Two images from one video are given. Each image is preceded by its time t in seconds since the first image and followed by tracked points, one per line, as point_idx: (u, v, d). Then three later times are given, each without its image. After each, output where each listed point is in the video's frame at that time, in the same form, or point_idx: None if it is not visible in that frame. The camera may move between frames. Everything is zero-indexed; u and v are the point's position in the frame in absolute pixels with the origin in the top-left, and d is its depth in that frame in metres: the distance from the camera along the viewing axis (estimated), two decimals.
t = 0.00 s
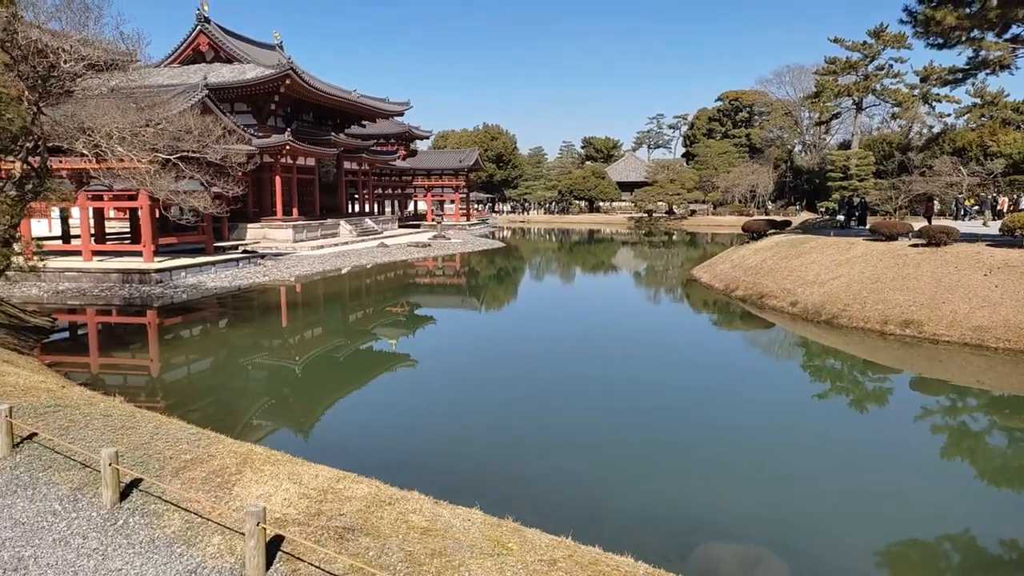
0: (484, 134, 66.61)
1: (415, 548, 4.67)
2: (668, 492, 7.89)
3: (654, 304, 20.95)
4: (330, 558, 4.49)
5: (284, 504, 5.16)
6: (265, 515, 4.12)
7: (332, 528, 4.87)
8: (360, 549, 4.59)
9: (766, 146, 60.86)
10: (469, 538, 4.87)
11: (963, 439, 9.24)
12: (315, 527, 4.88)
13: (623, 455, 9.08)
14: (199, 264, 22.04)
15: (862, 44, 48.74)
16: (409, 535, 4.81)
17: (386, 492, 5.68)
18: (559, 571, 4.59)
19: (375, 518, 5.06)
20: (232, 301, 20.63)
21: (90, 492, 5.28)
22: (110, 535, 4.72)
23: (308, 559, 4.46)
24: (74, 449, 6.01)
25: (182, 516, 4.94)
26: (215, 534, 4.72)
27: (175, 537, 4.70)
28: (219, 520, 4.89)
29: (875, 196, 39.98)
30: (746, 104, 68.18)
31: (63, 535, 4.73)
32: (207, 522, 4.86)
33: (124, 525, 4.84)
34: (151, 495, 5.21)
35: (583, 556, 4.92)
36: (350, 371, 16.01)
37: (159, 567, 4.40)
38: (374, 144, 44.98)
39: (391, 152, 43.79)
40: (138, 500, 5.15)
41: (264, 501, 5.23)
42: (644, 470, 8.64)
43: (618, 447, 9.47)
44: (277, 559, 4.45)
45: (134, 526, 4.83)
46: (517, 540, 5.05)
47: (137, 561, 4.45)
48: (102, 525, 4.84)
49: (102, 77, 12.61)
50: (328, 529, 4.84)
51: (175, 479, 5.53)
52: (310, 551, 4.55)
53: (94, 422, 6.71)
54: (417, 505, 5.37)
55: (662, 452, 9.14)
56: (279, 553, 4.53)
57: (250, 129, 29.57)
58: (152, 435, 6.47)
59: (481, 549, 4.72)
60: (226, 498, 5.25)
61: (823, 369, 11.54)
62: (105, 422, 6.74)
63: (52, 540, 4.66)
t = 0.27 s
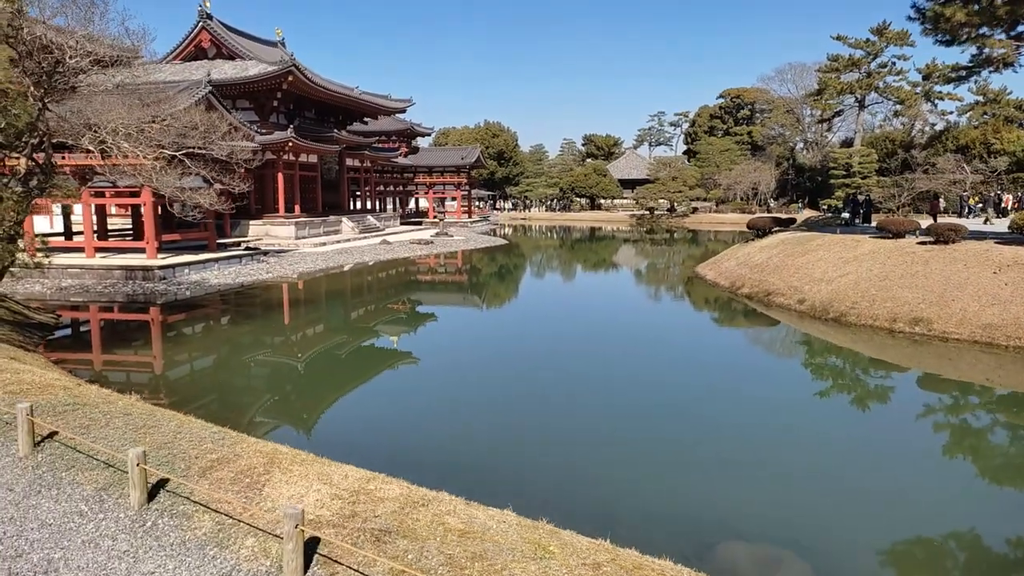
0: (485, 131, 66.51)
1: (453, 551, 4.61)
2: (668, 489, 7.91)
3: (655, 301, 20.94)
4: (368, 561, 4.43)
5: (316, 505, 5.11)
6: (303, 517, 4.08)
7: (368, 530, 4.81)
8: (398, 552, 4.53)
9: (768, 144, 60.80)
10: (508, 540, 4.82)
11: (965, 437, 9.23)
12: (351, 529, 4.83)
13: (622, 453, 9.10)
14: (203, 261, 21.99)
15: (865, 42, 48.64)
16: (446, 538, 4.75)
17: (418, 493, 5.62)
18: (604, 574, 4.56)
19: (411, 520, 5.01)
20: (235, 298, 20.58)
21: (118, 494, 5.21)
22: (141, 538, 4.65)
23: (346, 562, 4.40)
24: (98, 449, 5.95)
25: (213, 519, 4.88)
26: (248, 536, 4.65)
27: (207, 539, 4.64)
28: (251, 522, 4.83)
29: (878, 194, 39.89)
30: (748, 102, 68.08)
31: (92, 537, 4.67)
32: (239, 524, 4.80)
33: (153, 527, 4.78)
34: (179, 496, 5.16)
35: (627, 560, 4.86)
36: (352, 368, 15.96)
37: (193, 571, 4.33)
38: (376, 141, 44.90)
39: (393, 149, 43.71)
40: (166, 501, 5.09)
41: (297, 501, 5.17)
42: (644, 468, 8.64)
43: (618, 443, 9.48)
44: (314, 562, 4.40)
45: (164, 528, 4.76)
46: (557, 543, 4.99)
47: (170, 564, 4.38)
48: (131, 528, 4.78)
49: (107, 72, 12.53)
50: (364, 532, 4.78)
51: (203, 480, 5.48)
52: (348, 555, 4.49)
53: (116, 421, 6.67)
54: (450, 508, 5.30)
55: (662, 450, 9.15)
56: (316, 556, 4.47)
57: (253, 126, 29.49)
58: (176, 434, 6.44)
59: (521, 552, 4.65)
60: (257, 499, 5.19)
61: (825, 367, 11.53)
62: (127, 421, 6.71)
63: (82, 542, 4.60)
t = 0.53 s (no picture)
0: (485, 133, 66.45)
1: (496, 563, 4.54)
2: (667, 487, 7.97)
3: (655, 302, 20.97)
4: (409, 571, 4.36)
5: (351, 514, 5.04)
6: (344, 529, 3.97)
7: (406, 541, 4.74)
8: (439, 564, 4.45)
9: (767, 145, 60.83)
10: (551, 553, 4.75)
11: (965, 440, 9.24)
12: (388, 540, 4.76)
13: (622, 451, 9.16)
14: (204, 262, 21.96)
15: (865, 44, 48.69)
16: (487, 550, 4.68)
17: (450, 502, 5.57)
18: None
19: (449, 531, 4.93)
20: (237, 300, 20.52)
21: (146, 502, 5.13)
22: (172, 548, 4.58)
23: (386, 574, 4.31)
24: (122, 456, 5.91)
25: (246, 528, 4.81)
26: (283, 547, 4.56)
27: (241, 550, 4.56)
28: (284, 531, 4.75)
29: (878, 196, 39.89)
30: (747, 103, 68.14)
31: (123, 547, 4.59)
32: (272, 534, 4.72)
33: (184, 537, 4.71)
34: (209, 505, 5.10)
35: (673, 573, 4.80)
36: (352, 369, 15.92)
37: None
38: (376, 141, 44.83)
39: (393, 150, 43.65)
40: (196, 510, 5.03)
41: (331, 510, 5.10)
42: (643, 467, 8.70)
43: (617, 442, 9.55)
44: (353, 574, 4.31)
45: (196, 538, 4.69)
46: (601, 556, 4.93)
47: None
48: (162, 538, 4.71)
49: (112, 72, 12.46)
50: (402, 542, 4.71)
51: (232, 488, 5.42)
52: (387, 566, 4.40)
53: (137, 426, 6.65)
54: (488, 518, 5.25)
55: (662, 448, 9.21)
56: (354, 567, 4.38)
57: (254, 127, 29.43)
58: (199, 439, 6.44)
59: (566, 565, 4.58)
60: (288, 508, 5.12)
61: (825, 369, 11.55)
62: (149, 426, 6.69)
63: (113, 553, 4.53)
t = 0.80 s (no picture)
0: (482, 140, 66.58)
1: None
2: (667, 490, 8.07)
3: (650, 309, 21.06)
4: None
5: (386, 528, 4.99)
6: (386, 545, 3.89)
7: (443, 556, 4.68)
8: None
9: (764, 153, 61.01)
10: (590, 567, 4.72)
11: (963, 446, 9.30)
12: (425, 556, 4.70)
13: (621, 455, 9.28)
14: (204, 270, 21.95)
15: (861, 51, 48.93)
16: (527, 565, 4.63)
17: (483, 516, 5.54)
18: None
19: (487, 546, 4.88)
20: (237, 307, 20.47)
21: (174, 517, 5.08)
22: (203, 564, 4.52)
23: None
24: (146, 469, 5.88)
25: (277, 543, 4.77)
26: (318, 562, 4.51)
27: (274, 565, 4.51)
28: (316, 547, 4.70)
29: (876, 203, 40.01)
30: (744, 111, 68.40)
31: (154, 563, 4.53)
32: (305, 549, 4.67)
33: (215, 552, 4.66)
34: (238, 520, 5.05)
35: None
36: (351, 377, 15.87)
37: None
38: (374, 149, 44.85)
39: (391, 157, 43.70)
40: (225, 525, 4.98)
41: (364, 525, 5.05)
42: (644, 470, 8.79)
43: (616, 445, 9.68)
44: None
45: (227, 554, 4.64)
46: (638, 569, 4.90)
47: None
48: (193, 553, 4.66)
49: (116, 80, 12.44)
50: (439, 558, 4.65)
51: (261, 501, 5.38)
52: None
53: (159, 438, 6.62)
54: (522, 532, 5.21)
55: (662, 453, 9.30)
56: None
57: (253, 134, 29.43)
58: (222, 450, 6.43)
59: None
60: (320, 522, 5.07)
61: (822, 376, 11.59)
62: (170, 437, 6.68)
63: (143, 568, 4.48)
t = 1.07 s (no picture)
0: (478, 143, 66.58)
1: None
2: (666, 490, 8.13)
3: (644, 312, 21.14)
4: None
5: (419, 538, 4.94)
6: (427, 556, 3.80)
7: (479, 566, 4.62)
8: None
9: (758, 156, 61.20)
10: None
11: (958, 448, 9.34)
12: (461, 566, 4.63)
13: (618, 454, 9.34)
14: (201, 273, 21.89)
15: (855, 55, 49.16)
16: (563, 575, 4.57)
17: (515, 525, 5.49)
18: None
19: (523, 555, 4.82)
20: (233, 311, 20.39)
21: (201, 527, 5.03)
22: None
23: None
24: (168, 477, 5.81)
25: (310, 552, 4.71)
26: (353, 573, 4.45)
27: None
28: (349, 557, 4.64)
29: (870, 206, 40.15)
30: (738, 114, 68.63)
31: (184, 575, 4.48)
32: (338, 559, 4.61)
33: (246, 562, 4.60)
34: (268, 530, 4.99)
35: None
36: (347, 380, 15.82)
37: None
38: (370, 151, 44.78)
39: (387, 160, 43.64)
40: (255, 535, 4.92)
41: (397, 534, 5.00)
42: (642, 470, 8.83)
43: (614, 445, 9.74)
44: None
45: (258, 564, 4.59)
46: None
47: None
48: (224, 564, 4.60)
49: (115, 83, 12.35)
50: (475, 568, 4.59)
51: (290, 510, 5.34)
52: None
53: (179, 445, 6.57)
54: (558, 542, 5.15)
55: (660, 454, 9.34)
56: None
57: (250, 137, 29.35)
58: (244, 457, 6.42)
59: None
60: (352, 531, 5.02)
61: (817, 378, 11.66)
62: (191, 445, 6.64)
63: None
